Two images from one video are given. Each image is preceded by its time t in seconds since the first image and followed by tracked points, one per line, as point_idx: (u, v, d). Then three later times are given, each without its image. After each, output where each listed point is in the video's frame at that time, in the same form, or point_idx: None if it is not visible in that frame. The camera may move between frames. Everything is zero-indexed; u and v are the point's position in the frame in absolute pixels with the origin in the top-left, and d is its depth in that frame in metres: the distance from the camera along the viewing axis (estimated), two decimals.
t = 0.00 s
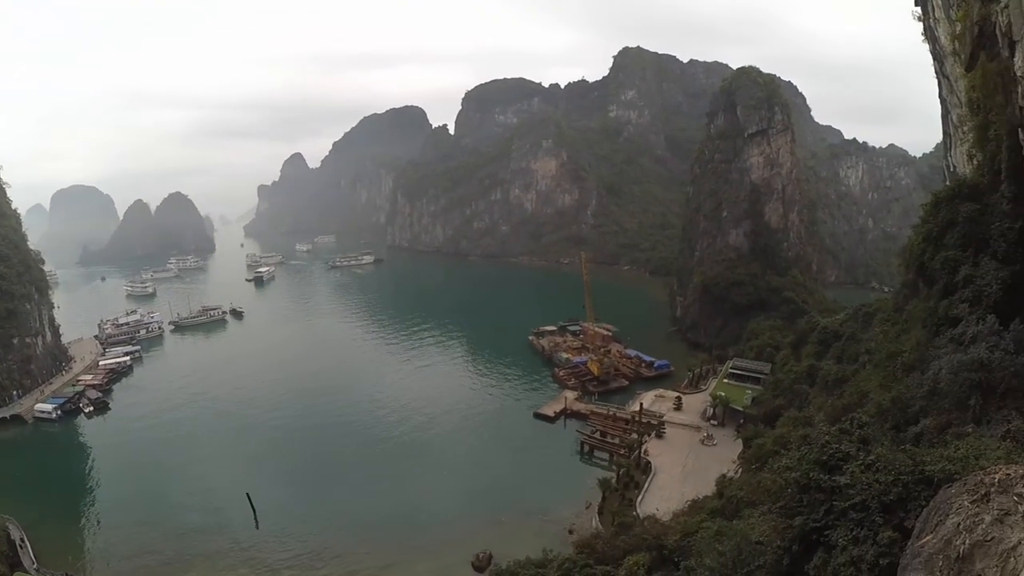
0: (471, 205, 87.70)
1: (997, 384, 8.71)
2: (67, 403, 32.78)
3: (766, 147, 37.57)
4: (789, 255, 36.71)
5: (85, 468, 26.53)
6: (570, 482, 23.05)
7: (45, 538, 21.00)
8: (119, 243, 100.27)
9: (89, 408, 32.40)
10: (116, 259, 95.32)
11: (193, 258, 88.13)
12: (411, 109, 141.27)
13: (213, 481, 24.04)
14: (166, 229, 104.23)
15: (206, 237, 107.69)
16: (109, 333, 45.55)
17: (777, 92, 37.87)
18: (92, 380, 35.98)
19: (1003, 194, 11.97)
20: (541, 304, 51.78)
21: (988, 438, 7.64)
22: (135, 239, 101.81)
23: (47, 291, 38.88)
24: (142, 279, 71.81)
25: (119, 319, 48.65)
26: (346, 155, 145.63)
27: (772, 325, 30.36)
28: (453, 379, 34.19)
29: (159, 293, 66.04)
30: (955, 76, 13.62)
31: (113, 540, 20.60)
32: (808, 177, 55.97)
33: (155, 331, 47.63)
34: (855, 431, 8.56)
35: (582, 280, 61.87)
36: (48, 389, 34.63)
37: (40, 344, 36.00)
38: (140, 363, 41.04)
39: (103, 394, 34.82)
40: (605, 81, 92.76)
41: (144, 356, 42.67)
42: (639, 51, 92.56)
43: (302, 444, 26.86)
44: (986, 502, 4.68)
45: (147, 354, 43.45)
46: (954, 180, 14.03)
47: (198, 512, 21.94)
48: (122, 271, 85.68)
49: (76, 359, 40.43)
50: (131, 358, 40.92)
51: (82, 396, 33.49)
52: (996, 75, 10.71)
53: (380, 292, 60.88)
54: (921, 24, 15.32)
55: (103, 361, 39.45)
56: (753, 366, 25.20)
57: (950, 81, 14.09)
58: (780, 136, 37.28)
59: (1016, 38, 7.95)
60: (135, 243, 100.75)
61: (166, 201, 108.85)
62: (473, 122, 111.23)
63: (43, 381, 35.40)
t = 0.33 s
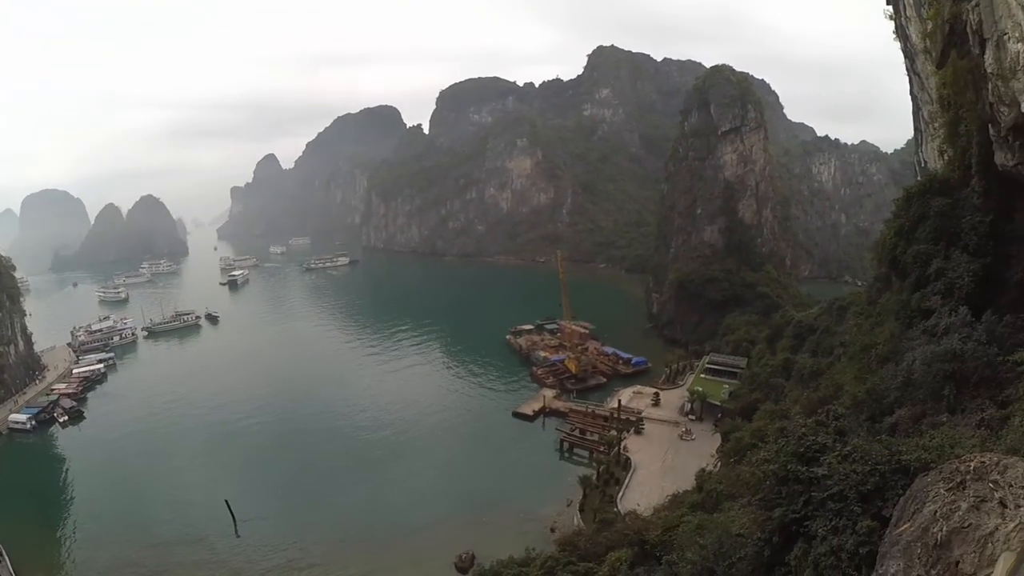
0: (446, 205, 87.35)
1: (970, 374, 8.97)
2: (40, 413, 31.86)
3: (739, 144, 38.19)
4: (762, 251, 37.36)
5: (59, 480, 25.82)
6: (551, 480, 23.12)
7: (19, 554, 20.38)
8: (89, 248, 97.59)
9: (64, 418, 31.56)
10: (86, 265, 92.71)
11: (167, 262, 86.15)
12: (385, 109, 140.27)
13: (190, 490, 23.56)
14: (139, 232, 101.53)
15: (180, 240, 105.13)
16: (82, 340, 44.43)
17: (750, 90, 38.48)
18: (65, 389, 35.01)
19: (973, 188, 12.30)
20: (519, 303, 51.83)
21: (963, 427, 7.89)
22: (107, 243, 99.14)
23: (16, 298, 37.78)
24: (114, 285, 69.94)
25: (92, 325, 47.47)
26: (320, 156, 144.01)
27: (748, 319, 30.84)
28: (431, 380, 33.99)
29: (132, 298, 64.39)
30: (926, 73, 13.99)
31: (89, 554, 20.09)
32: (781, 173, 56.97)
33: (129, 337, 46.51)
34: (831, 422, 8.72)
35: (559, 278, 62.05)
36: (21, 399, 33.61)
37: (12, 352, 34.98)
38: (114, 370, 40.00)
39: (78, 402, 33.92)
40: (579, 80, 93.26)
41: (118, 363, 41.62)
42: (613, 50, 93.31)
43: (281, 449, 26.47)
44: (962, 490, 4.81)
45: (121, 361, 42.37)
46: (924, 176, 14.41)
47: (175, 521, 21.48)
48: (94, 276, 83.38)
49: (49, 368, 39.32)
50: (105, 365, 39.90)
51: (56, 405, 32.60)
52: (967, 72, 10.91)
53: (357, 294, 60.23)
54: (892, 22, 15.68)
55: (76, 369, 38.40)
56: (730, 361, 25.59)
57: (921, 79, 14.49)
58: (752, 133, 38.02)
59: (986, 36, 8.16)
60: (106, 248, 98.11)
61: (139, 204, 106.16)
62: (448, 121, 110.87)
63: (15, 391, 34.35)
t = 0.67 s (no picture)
0: (423, 207, 87.00)
1: (945, 369, 9.22)
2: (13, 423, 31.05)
3: (715, 146, 38.80)
4: (736, 251, 37.91)
5: (34, 492, 25.19)
6: (533, 482, 23.14)
7: None
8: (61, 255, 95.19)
9: (39, 428, 30.80)
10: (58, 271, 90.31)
11: (141, 267, 84.28)
12: (362, 111, 139.43)
13: (166, 499, 23.05)
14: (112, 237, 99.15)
15: (154, 245, 102.88)
16: (56, 348, 43.39)
17: (726, 92, 39.01)
18: (40, 398, 34.15)
19: (946, 187, 12.60)
20: (495, 306, 51.71)
21: (940, 421, 8.08)
22: (78, 249, 96.69)
23: None
24: (87, 291, 68.22)
25: (65, 333, 46.41)
26: (296, 159, 142.52)
27: (725, 319, 31.24)
28: (411, 384, 33.77)
29: (106, 304, 62.73)
30: (899, 75, 14.34)
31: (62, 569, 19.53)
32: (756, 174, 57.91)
33: (104, 344, 45.46)
34: (808, 418, 8.82)
35: (537, 280, 62.17)
36: None
37: None
38: (89, 379, 39.06)
39: (52, 412, 33.09)
40: (556, 82, 93.72)
41: (93, 371, 40.65)
42: (589, 52, 94.04)
43: (258, 456, 26.02)
44: (938, 482, 4.93)
45: (95, 368, 41.37)
46: (898, 176, 14.73)
47: (150, 532, 20.98)
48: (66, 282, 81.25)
49: (21, 377, 38.28)
50: (80, 374, 38.97)
51: (30, 415, 31.80)
52: (938, 74, 11.24)
53: (334, 298, 59.61)
54: (866, 25, 16.02)
55: (49, 378, 37.42)
56: (708, 360, 25.89)
57: (894, 80, 14.83)
58: (727, 135, 38.66)
59: (959, 37, 8.38)
60: (78, 254, 95.71)
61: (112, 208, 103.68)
62: (425, 124, 110.47)
63: None
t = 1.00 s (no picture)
0: (400, 211, 86.52)
1: (920, 364, 9.44)
2: None
3: (690, 148, 39.36)
4: (712, 252, 38.40)
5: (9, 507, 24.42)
6: (516, 484, 23.10)
7: None
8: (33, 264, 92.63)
9: (14, 440, 29.82)
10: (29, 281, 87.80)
11: (117, 275, 82.20)
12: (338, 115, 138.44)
13: (142, 511, 22.46)
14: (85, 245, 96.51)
15: (129, 253, 100.21)
16: (30, 359, 42.23)
17: (701, 95, 39.55)
18: (15, 409, 33.14)
19: (919, 187, 12.92)
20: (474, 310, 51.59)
21: (916, 416, 8.26)
22: (51, 259, 94.08)
23: None
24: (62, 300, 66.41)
25: (39, 342, 45.21)
26: (271, 164, 140.83)
27: (702, 319, 31.61)
28: (388, 389, 33.50)
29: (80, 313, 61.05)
30: (872, 77, 14.69)
31: None
32: (731, 176, 58.83)
33: (79, 353, 44.29)
34: (787, 416, 8.94)
35: (515, 283, 62.19)
36: None
37: None
38: (64, 389, 37.98)
39: (26, 423, 32.08)
40: (533, 85, 94.11)
41: (68, 381, 39.59)
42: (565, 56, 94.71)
43: (235, 465, 25.51)
44: (916, 476, 5.02)
45: (70, 379, 40.27)
46: (871, 176, 15.05)
47: (125, 546, 20.43)
48: (39, 291, 79.07)
49: None
50: (54, 385, 37.89)
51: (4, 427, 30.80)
52: (910, 76, 11.82)
53: (310, 304, 58.87)
54: (839, 29, 16.38)
55: (23, 389, 36.29)
56: (686, 360, 26.17)
57: (868, 82, 15.16)
58: (703, 138, 39.23)
59: (931, 39, 8.43)
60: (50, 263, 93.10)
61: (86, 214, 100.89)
62: (401, 127, 109.90)
63: None
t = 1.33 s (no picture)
0: (372, 214, 85.71)
1: (891, 358, 9.67)
2: None
3: (662, 149, 39.85)
4: (683, 251, 38.83)
5: None
6: (494, 487, 23.02)
7: None
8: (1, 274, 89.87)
9: None
10: None
11: (86, 282, 79.52)
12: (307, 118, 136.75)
13: (113, 525, 21.81)
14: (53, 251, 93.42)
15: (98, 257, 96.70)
16: None
17: (672, 96, 40.08)
18: None
19: (887, 185, 13.24)
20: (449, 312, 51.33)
21: (889, 409, 8.47)
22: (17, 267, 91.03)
23: None
24: (29, 309, 64.11)
25: (7, 353, 43.75)
26: (240, 168, 138.39)
27: (675, 318, 31.99)
28: (363, 394, 33.09)
29: (50, 322, 58.97)
30: (841, 78, 15.02)
31: None
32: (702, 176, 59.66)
33: (49, 363, 42.85)
34: (762, 411, 9.08)
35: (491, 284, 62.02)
36: None
37: None
38: (35, 401, 36.69)
39: None
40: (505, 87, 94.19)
41: (38, 393, 38.29)
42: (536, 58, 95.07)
43: (208, 475, 24.93)
44: (889, 467, 5.14)
45: (41, 390, 38.92)
46: (840, 174, 15.38)
47: (96, 561, 19.81)
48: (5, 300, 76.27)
49: None
50: (25, 396, 36.60)
51: None
52: (879, 76, 11.99)
53: (283, 309, 57.89)
54: (808, 30, 16.72)
55: None
56: (660, 359, 26.43)
57: (837, 82, 15.50)
58: (674, 138, 39.71)
59: (898, 40, 8.68)
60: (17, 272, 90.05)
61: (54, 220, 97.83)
62: (372, 130, 108.95)
63: None
